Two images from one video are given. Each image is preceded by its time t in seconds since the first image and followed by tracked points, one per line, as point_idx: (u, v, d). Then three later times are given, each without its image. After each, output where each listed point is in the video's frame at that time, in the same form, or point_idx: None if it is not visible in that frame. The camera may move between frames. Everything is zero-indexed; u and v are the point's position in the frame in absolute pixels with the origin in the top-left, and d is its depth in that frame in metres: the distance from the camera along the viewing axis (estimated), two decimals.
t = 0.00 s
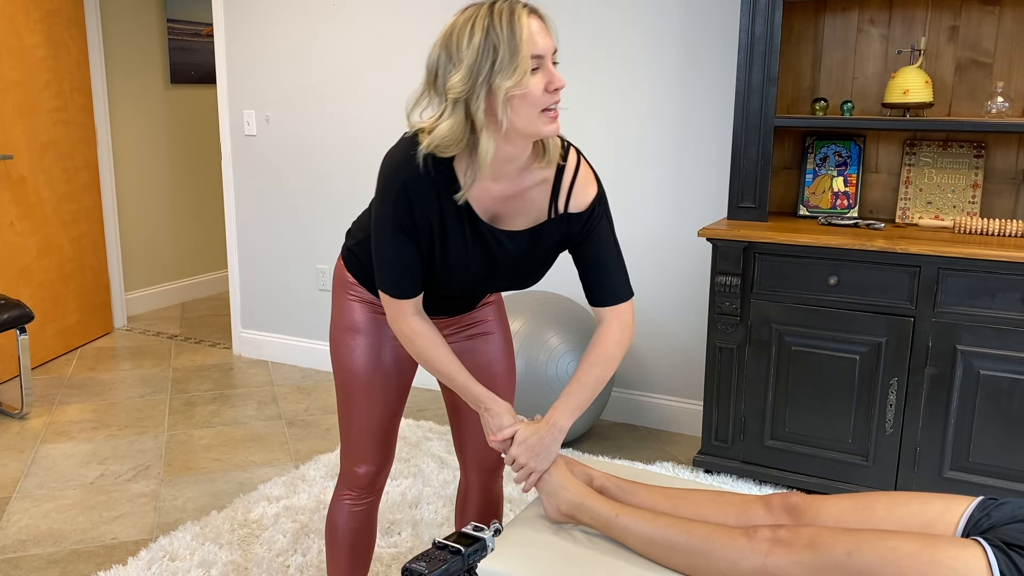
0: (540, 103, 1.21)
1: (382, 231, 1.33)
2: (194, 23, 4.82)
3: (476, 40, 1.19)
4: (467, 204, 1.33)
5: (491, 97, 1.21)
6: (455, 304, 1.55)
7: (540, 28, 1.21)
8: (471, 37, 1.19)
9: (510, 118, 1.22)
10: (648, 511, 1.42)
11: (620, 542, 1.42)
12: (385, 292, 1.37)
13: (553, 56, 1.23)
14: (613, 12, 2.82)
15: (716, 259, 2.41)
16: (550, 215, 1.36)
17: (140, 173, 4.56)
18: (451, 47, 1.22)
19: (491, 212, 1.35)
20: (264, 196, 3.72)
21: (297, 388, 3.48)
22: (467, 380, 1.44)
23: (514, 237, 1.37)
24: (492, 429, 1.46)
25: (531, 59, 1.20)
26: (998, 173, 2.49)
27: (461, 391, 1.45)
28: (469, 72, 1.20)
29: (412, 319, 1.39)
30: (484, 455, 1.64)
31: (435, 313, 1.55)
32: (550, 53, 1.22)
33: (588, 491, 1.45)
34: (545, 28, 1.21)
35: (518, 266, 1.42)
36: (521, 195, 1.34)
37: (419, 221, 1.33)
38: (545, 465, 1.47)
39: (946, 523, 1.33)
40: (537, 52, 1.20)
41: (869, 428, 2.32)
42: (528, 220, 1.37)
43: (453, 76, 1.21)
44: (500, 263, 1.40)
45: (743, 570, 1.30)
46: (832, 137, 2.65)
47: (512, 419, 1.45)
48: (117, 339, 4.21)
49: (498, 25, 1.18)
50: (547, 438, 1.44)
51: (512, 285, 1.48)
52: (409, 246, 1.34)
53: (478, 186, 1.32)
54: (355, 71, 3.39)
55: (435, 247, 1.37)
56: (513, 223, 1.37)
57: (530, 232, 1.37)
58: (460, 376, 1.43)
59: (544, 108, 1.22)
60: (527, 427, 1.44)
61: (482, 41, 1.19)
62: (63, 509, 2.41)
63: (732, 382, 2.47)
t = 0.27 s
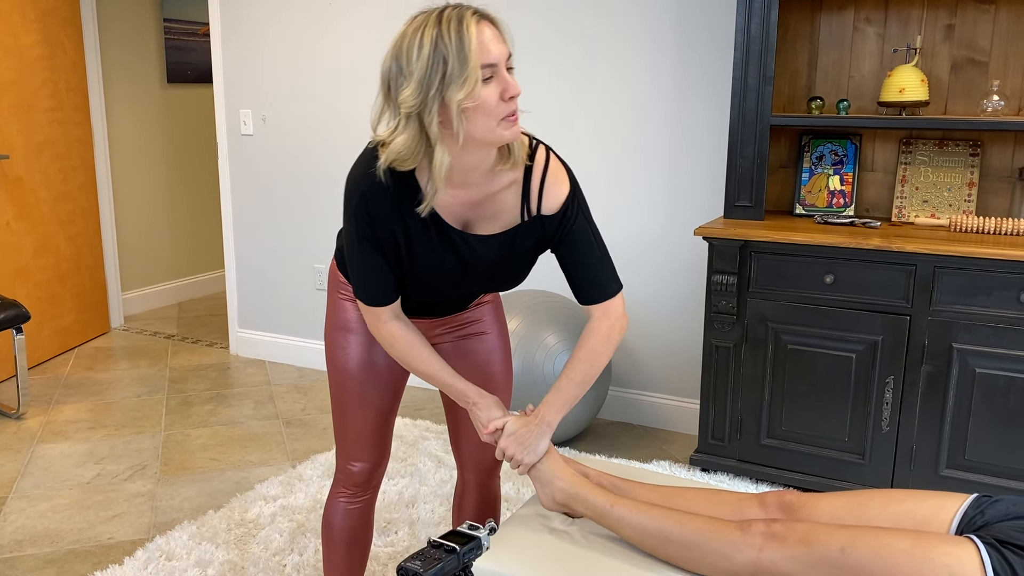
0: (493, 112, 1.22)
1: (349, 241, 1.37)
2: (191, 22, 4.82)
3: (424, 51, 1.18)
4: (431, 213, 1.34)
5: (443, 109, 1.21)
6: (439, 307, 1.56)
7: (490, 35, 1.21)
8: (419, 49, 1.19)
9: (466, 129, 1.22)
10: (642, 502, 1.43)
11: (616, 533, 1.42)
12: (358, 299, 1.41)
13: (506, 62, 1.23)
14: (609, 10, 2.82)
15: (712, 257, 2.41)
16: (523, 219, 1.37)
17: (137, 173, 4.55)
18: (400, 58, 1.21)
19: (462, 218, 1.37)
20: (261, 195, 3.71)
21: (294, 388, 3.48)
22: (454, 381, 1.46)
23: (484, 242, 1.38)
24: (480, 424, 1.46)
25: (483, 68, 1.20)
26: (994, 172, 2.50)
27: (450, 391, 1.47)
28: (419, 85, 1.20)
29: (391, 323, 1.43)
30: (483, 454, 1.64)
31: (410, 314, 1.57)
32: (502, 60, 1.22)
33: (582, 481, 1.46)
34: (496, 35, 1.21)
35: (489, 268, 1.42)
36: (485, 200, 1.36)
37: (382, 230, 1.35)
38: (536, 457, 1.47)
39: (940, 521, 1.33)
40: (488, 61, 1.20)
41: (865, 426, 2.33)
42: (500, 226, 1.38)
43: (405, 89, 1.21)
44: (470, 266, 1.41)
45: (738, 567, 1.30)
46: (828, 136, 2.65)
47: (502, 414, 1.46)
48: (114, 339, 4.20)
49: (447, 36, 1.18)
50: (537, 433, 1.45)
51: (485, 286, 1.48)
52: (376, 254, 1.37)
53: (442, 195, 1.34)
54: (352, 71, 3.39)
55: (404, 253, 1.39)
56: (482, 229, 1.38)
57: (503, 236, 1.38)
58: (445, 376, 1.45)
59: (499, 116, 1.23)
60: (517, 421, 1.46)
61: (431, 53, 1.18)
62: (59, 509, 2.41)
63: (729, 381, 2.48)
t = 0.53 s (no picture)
0: (461, 116, 1.20)
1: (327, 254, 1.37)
2: (185, 21, 4.81)
3: (383, 61, 1.16)
4: (403, 219, 1.33)
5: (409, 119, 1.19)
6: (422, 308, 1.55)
7: (451, 38, 1.18)
8: (379, 59, 1.17)
9: (433, 135, 1.21)
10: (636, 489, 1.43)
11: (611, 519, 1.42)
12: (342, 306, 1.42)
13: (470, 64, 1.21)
14: (605, 10, 2.82)
15: (708, 256, 2.41)
16: (501, 217, 1.37)
17: (132, 172, 4.54)
18: (360, 69, 1.19)
19: (443, 220, 1.37)
20: (256, 195, 3.70)
21: (289, 387, 3.48)
22: (443, 380, 1.48)
23: (463, 242, 1.38)
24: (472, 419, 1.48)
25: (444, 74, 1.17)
26: (988, 170, 2.50)
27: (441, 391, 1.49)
28: (381, 97, 1.17)
29: (377, 328, 1.43)
30: (476, 453, 1.64)
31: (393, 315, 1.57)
32: (465, 63, 1.19)
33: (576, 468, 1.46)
34: (456, 38, 1.18)
35: (469, 267, 1.42)
36: (464, 200, 1.35)
37: (358, 240, 1.35)
38: (527, 445, 1.48)
39: (933, 517, 1.33)
40: (449, 65, 1.17)
41: (860, 425, 2.33)
42: (482, 225, 1.38)
43: (366, 101, 1.19)
44: (449, 266, 1.41)
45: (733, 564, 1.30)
46: (823, 135, 2.65)
47: (491, 408, 1.48)
48: (109, 339, 4.19)
49: (406, 44, 1.15)
50: (526, 420, 1.47)
51: (465, 286, 1.48)
52: (355, 264, 1.37)
53: (417, 198, 1.34)
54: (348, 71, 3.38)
55: (383, 259, 1.39)
56: (462, 229, 1.38)
57: (482, 235, 1.38)
58: (434, 375, 1.47)
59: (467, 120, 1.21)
60: (506, 412, 1.48)
61: (391, 63, 1.16)
62: (54, 509, 2.40)
63: (724, 379, 2.48)
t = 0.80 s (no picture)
0: (443, 130, 1.20)
1: (327, 260, 1.36)
2: (180, 20, 4.80)
3: (371, 72, 1.18)
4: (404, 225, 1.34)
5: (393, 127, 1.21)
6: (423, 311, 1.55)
7: (442, 52, 1.19)
8: (367, 69, 1.19)
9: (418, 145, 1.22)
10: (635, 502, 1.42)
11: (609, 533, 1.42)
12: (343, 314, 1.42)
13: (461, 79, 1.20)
14: (601, 8, 2.81)
15: (704, 255, 2.41)
16: (501, 225, 1.37)
17: (127, 171, 4.53)
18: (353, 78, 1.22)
19: (440, 228, 1.38)
20: (252, 194, 3.70)
21: (285, 387, 3.47)
22: (442, 390, 1.47)
23: (464, 252, 1.38)
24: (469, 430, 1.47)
25: (430, 87, 1.18)
26: (984, 169, 2.51)
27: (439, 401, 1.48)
28: (366, 104, 1.19)
29: (376, 335, 1.43)
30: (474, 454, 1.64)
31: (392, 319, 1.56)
32: (454, 77, 1.19)
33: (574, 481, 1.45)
34: (447, 52, 1.18)
35: (470, 276, 1.43)
36: (463, 206, 1.36)
37: (360, 247, 1.35)
38: (527, 457, 1.47)
39: (930, 516, 1.33)
40: (434, 78, 1.17)
41: (857, 423, 2.33)
42: (482, 234, 1.38)
43: (356, 109, 1.21)
44: (449, 275, 1.41)
45: (730, 564, 1.30)
46: (819, 133, 2.65)
47: (490, 421, 1.47)
48: (104, 338, 4.18)
49: (393, 56, 1.16)
50: (526, 432, 1.46)
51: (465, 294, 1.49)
52: (356, 270, 1.37)
53: (415, 206, 1.35)
54: (343, 70, 3.38)
55: (384, 266, 1.39)
56: (461, 238, 1.39)
57: (482, 245, 1.38)
58: (433, 386, 1.46)
59: (450, 134, 1.20)
60: (505, 424, 1.47)
61: (377, 73, 1.18)
62: (50, 509, 2.39)
63: (721, 378, 2.48)
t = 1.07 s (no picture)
0: (435, 167, 1.18)
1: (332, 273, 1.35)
2: (175, 19, 4.79)
3: (380, 96, 1.17)
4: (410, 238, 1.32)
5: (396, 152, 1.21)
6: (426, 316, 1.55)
7: (450, 90, 1.16)
8: (379, 91, 1.18)
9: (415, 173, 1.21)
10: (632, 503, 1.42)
11: (605, 535, 1.42)
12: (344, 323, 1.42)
13: (466, 118, 1.18)
14: (598, 8, 2.81)
15: (701, 253, 2.41)
16: (507, 242, 1.35)
17: (123, 171, 4.52)
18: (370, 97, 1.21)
19: (446, 243, 1.37)
20: (248, 193, 3.69)
21: (281, 386, 3.47)
22: (439, 400, 1.47)
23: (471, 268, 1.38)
24: (467, 442, 1.48)
25: (430, 124, 1.16)
26: (980, 167, 2.51)
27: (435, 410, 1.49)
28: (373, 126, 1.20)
29: (378, 345, 1.42)
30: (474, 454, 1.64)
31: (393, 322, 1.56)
32: (456, 117, 1.16)
33: (571, 485, 1.45)
34: (455, 91, 1.15)
35: (475, 288, 1.42)
36: (469, 225, 1.34)
37: (366, 260, 1.34)
38: (524, 465, 1.49)
39: (927, 514, 1.33)
40: (434, 117, 1.15)
41: (853, 421, 2.33)
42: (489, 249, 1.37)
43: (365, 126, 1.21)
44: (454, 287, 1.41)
45: (726, 562, 1.30)
46: (815, 131, 2.65)
47: (486, 431, 1.48)
48: (100, 338, 4.17)
49: (401, 85, 1.15)
50: (523, 442, 1.48)
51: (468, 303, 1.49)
52: (361, 284, 1.36)
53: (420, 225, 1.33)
54: (339, 69, 3.37)
55: (389, 278, 1.38)
56: (468, 254, 1.38)
57: (489, 262, 1.37)
58: (431, 398, 1.46)
59: (440, 173, 1.18)
60: (501, 434, 1.49)
61: (385, 98, 1.17)
62: (45, 510, 2.39)
63: (717, 376, 2.48)
